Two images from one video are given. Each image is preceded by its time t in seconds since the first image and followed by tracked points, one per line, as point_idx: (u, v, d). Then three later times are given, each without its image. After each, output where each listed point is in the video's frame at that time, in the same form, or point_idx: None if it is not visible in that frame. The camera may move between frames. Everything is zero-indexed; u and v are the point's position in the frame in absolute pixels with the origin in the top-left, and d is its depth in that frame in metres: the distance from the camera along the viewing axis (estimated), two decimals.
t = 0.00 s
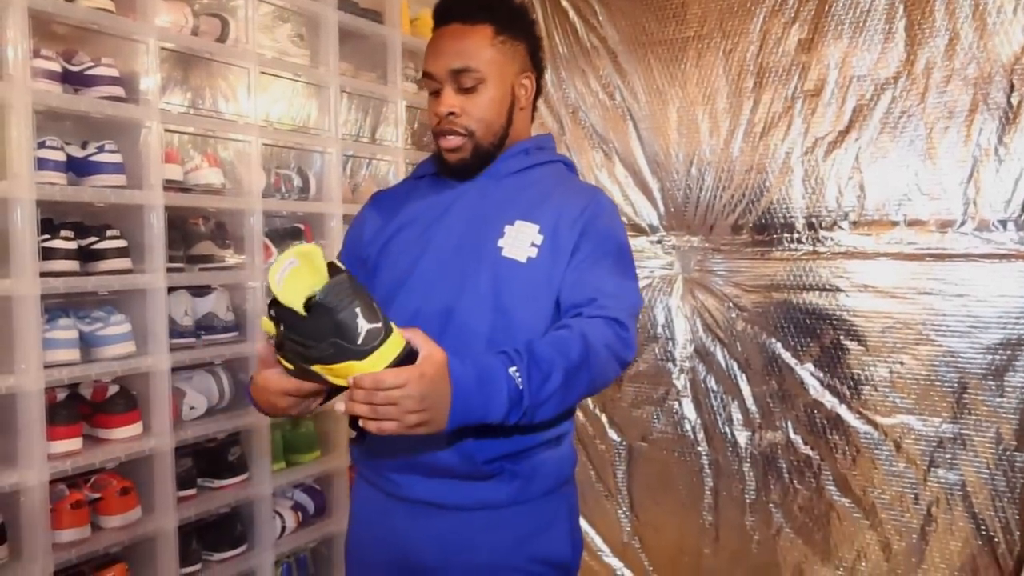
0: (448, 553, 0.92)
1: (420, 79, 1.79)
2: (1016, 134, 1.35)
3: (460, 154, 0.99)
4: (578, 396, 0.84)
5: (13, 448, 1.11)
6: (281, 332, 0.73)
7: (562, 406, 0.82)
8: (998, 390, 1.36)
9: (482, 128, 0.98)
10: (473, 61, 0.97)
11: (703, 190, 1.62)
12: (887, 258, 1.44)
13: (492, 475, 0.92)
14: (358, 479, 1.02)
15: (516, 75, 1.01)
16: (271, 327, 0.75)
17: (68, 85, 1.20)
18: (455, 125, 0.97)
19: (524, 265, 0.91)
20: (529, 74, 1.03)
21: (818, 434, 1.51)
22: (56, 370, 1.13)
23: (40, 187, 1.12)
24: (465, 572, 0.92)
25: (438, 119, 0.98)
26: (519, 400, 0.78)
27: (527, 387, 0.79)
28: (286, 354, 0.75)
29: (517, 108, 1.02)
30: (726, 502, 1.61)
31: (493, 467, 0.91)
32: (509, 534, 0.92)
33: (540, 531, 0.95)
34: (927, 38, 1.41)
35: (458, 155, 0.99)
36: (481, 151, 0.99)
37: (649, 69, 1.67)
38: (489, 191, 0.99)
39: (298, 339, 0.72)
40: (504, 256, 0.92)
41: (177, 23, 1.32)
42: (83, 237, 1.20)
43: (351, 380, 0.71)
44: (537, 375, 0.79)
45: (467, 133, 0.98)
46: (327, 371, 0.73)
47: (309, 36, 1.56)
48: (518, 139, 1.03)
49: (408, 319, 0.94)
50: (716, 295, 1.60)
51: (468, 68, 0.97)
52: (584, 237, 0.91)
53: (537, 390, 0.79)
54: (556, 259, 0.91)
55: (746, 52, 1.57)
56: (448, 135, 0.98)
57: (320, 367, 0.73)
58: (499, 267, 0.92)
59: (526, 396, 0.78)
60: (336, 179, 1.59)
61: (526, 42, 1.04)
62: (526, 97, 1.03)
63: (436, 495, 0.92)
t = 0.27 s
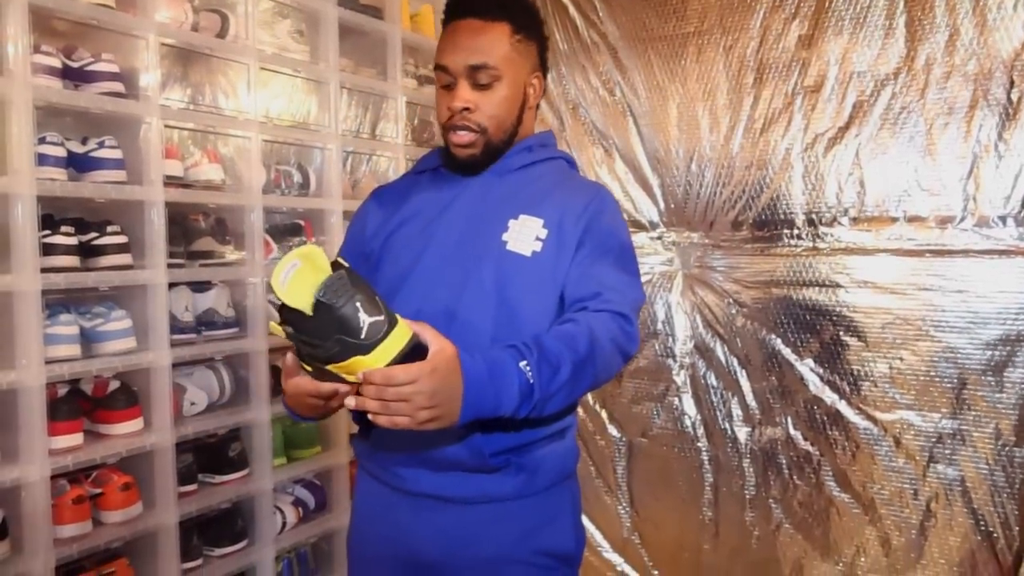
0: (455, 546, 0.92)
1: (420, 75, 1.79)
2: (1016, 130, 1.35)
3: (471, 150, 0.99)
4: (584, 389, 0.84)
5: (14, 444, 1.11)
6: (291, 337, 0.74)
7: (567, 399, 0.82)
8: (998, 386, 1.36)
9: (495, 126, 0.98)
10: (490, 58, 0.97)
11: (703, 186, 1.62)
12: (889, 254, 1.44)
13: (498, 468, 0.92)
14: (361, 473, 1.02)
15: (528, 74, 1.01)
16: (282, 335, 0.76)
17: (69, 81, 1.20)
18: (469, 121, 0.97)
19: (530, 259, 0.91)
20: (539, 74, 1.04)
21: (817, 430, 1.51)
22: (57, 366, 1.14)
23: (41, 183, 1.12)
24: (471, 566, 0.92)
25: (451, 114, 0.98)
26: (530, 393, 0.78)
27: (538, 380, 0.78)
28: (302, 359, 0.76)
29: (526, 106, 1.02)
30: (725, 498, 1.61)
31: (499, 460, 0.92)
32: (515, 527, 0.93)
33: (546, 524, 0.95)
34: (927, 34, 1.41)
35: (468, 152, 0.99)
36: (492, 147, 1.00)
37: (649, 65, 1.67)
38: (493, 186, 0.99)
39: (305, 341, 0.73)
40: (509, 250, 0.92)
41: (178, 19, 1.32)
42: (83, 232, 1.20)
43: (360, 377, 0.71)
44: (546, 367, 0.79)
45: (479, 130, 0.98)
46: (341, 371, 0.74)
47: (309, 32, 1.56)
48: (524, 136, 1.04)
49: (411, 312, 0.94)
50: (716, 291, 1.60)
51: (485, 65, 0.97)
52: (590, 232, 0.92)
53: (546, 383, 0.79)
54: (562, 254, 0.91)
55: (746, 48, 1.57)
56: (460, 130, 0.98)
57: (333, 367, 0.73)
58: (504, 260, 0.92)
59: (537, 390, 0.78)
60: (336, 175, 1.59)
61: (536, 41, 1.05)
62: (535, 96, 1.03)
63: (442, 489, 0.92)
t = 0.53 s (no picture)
0: (461, 539, 0.92)
1: (420, 71, 1.79)
2: (1016, 125, 1.35)
3: (476, 149, 0.99)
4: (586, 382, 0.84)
5: (15, 438, 1.11)
6: (294, 344, 0.76)
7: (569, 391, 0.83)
8: (996, 380, 1.37)
9: (501, 126, 0.98)
10: (502, 58, 0.96)
11: (703, 182, 1.62)
12: (888, 249, 1.45)
13: (503, 461, 0.92)
14: (366, 468, 1.03)
15: (537, 74, 1.01)
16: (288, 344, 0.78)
17: (69, 76, 1.20)
18: (476, 121, 0.97)
19: (534, 254, 0.91)
20: (546, 74, 1.04)
21: (816, 425, 1.51)
22: (58, 360, 1.14)
23: (42, 177, 1.12)
24: (476, 558, 0.92)
25: (459, 111, 0.97)
26: (531, 381, 0.78)
27: (538, 369, 0.79)
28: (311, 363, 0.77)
29: (533, 106, 1.02)
30: (724, 493, 1.61)
31: (504, 454, 0.92)
32: (520, 520, 0.93)
33: (551, 517, 0.95)
34: (927, 30, 1.41)
35: (473, 151, 0.99)
36: (498, 147, 0.99)
37: (649, 61, 1.67)
38: (497, 181, 0.99)
39: (307, 346, 0.74)
40: (514, 245, 0.92)
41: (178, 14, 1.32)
42: (84, 228, 1.20)
43: (363, 371, 0.72)
44: (548, 358, 0.80)
45: (486, 130, 0.97)
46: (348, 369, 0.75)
47: (309, 28, 1.56)
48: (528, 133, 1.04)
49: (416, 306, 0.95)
50: (716, 286, 1.60)
51: (496, 66, 0.96)
52: (594, 229, 0.92)
53: (547, 373, 0.79)
54: (566, 249, 0.92)
55: (746, 43, 1.57)
56: (466, 128, 0.98)
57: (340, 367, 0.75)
58: (509, 255, 0.92)
59: (538, 378, 0.78)
60: (336, 170, 1.59)
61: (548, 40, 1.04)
62: (541, 96, 1.03)
63: (447, 483, 0.93)
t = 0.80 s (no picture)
0: (455, 534, 0.93)
1: (416, 66, 1.79)
2: (1011, 122, 1.36)
3: (470, 142, 0.99)
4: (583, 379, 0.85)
5: (13, 433, 1.11)
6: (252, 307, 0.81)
7: (565, 390, 0.84)
8: (990, 376, 1.38)
9: (498, 121, 0.98)
10: (502, 53, 0.96)
11: (699, 178, 1.63)
12: (882, 245, 1.45)
13: (496, 458, 0.93)
14: (361, 464, 1.03)
15: (535, 73, 1.01)
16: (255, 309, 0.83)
17: (66, 71, 1.19)
18: (473, 113, 0.97)
19: (529, 252, 0.92)
20: (544, 74, 1.04)
21: (811, 421, 1.52)
22: (55, 356, 1.14)
23: (39, 173, 1.12)
24: (471, 553, 0.93)
25: (456, 103, 0.97)
26: (520, 381, 0.79)
27: (525, 369, 0.80)
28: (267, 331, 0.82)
29: (530, 104, 1.03)
30: (719, 488, 1.62)
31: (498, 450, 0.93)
32: (515, 515, 0.94)
33: (546, 511, 0.96)
34: (923, 27, 1.41)
35: (468, 142, 0.99)
36: (493, 142, 0.99)
37: (645, 57, 1.67)
38: (491, 178, 0.99)
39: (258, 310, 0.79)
40: (508, 243, 0.93)
41: (175, 9, 1.31)
42: (81, 223, 1.20)
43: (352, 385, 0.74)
44: (541, 357, 0.81)
45: (481, 123, 0.97)
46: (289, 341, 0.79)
47: (306, 23, 1.56)
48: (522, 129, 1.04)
49: (411, 303, 0.95)
50: (711, 282, 1.61)
51: (496, 60, 0.96)
52: (587, 226, 0.93)
53: (541, 372, 0.80)
54: (560, 247, 0.92)
55: (742, 40, 1.57)
56: (461, 120, 0.97)
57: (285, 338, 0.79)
58: (503, 253, 0.92)
59: (526, 379, 0.80)
60: (333, 166, 1.59)
61: (547, 40, 1.04)
62: (538, 95, 1.04)
63: (442, 478, 0.93)
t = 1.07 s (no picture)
0: (434, 534, 0.92)
1: (413, 65, 1.79)
2: (1005, 122, 1.36)
3: (448, 148, 0.97)
4: (563, 382, 0.88)
5: (11, 432, 1.11)
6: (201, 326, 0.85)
7: (544, 389, 0.87)
8: (984, 374, 1.39)
9: (477, 129, 0.96)
10: (483, 61, 0.94)
11: (696, 177, 1.63)
12: (878, 244, 1.46)
13: (475, 459, 0.92)
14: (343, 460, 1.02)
15: (519, 80, 0.99)
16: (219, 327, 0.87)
17: (63, 69, 1.19)
18: (451, 120, 0.95)
19: (510, 262, 0.92)
20: (529, 80, 1.02)
21: (808, 419, 1.53)
22: (53, 355, 1.14)
23: (37, 172, 1.12)
24: (448, 552, 0.93)
25: (434, 108, 0.95)
26: (502, 376, 0.84)
27: (506, 365, 0.84)
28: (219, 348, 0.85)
29: (512, 111, 1.01)
30: (716, 486, 1.63)
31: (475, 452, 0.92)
32: (492, 514, 0.93)
33: (524, 511, 0.96)
34: (918, 27, 1.42)
35: (445, 148, 0.97)
36: (471, 149, 0.98)
37: (642, 56, 1.68)
38: (473, 185, 0.98)
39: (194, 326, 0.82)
40: (489, 253, 0.92)
41: (172, 7, 1.31)
42: (78, 222, 1.20)
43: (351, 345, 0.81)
44: (519, 349, 0.84)
45: (459, 130, 0.95)
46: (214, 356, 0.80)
47: (303, 22, 1.55)
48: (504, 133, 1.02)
49: (391, 311, 0.94)
50: (708, 281, 1.61)
51: (477, 68, 0.94)
52: (570, 235, 0.93)
53: (518, 364, 0.84)
54: (542, 256, 0.92)
55: (739, 39, 1.58)
56: (440, 126, 0.96)
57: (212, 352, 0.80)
58: (484, 263, 0.92)
59: (502, 368, 0.83)
60: (330, 165, 1.59)
61: (535, 46, 1.02)
62: (522, 102, 1.02)
63: (422, 476, 0.92)
